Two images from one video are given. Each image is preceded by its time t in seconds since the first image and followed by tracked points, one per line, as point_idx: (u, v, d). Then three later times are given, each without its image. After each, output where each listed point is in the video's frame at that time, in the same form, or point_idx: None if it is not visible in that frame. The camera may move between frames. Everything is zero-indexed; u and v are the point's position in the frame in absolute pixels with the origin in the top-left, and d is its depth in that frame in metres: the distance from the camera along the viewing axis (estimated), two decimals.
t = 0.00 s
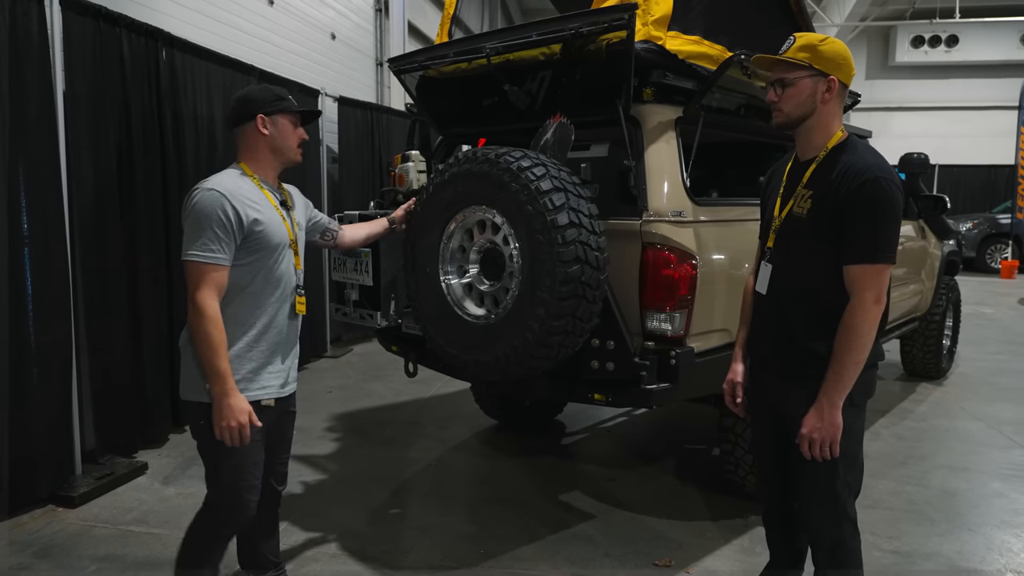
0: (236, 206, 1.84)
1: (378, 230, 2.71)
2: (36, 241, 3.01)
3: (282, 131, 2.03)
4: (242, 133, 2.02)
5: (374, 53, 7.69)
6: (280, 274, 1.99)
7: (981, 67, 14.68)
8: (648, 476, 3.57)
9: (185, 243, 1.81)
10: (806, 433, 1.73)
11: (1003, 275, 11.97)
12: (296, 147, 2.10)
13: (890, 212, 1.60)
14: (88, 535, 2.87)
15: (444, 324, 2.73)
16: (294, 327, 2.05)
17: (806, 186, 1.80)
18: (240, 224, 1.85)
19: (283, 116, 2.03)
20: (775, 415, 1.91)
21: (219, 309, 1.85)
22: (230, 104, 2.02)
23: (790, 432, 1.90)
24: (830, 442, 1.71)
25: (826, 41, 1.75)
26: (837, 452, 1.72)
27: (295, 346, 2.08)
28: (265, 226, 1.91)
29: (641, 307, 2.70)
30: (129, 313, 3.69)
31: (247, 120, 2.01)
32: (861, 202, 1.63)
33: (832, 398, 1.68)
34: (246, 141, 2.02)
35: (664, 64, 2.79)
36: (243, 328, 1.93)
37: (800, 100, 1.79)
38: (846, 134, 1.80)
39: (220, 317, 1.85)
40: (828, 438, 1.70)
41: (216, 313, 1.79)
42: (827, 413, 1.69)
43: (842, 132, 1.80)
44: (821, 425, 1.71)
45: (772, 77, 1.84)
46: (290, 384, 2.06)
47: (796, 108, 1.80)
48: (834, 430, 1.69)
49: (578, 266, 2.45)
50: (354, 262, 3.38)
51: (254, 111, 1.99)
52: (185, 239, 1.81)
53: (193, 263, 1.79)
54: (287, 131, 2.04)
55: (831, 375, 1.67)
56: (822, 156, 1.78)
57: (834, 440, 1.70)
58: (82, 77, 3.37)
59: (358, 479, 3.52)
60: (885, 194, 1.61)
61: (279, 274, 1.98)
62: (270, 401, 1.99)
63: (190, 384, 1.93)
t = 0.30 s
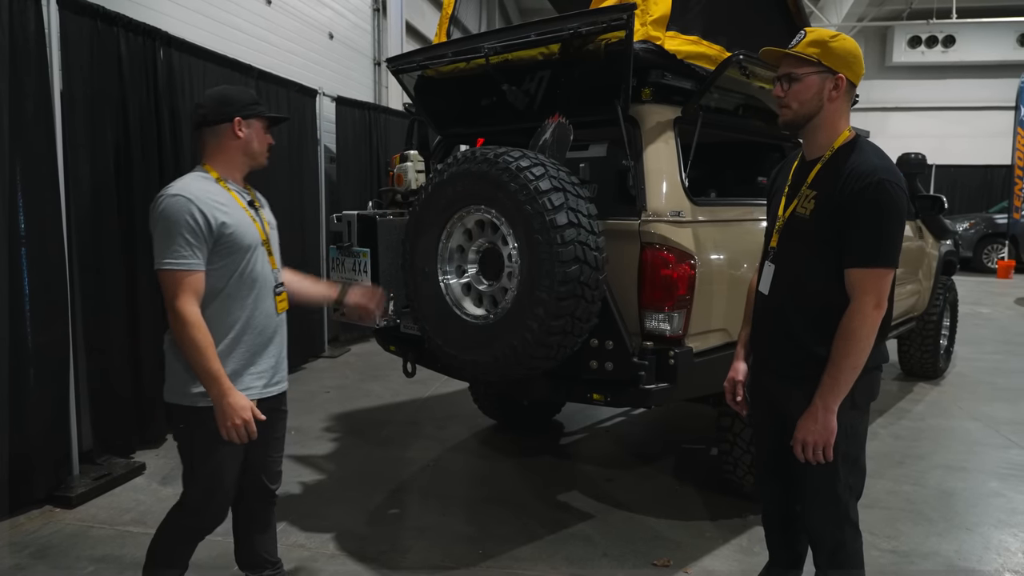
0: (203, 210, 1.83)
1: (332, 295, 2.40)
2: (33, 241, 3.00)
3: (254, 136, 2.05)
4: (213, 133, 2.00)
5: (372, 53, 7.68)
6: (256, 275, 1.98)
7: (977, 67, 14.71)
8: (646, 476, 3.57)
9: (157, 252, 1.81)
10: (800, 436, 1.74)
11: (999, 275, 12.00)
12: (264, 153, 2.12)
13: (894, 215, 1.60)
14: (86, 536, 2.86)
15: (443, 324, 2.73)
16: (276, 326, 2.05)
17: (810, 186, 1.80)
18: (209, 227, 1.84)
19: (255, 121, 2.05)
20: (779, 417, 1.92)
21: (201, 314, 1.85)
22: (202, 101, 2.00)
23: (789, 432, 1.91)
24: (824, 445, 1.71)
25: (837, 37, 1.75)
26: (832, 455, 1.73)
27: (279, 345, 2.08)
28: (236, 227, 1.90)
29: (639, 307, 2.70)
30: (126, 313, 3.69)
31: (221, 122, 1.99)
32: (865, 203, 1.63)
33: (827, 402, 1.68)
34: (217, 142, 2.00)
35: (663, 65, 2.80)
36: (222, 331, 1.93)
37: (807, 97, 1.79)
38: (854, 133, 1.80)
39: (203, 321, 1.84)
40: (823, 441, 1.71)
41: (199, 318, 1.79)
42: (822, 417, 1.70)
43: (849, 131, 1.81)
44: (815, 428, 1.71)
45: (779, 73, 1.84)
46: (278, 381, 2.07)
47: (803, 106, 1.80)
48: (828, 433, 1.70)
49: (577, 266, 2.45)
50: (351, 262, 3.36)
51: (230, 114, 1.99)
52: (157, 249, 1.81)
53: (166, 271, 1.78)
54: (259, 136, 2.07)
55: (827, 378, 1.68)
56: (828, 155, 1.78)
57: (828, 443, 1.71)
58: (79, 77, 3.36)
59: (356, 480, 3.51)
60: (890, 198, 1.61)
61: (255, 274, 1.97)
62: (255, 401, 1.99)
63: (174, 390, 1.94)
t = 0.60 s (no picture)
0: (171, 216, 1.83)
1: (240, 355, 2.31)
2: (32, 242, 2.99)
3: (224, 142, 2.06)
4: (182, 138, 2.01)
5: (371, 53, 7.68)
6: (215, 283, 1.97)
7: (975, 67, 14.74)
8: (646, 476, 3.57)
9: (119, 254, 1.80)
10: (801, 440, 1.75)
11: (997, 275, 12.03)
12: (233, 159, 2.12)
13: (893, 218, 1.60)
14: (85, 537, 2.86)
15: (443, 325, 2.73)
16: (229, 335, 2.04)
17: (813, 187, 1.81)
18: (175, 234, 1.84)
19: (224, 127, 2.06)
20: (781, 419, 1.92)
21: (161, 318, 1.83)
22: (170, 107, 2.01)
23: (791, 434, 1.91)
24: (824, 449, 1.71)
25: (842, 37, 1.75)
26: (832, 460, 1.73)
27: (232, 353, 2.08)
28: (201, 236, 1.91)
29: (639, 307, 2.70)
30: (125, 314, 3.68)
31: (190, 127, 2.00)
32: (866, 205, 1.62)
33: (827, 406, 1.68)
34: (186, 147, 2.01)
35: (663, 66, 2.81)
36: (178, 337, 1.91)
37: (809, 98, 1.79)
38: (858, 134, 1.80)
39: (164, 325, 1.83)
40: (822, 446, 1.71)
41: (160, 322, 1.77)
42: (822, 421, 1.70)
43: (853, 131, 1.81)
44: (815, 432, 1.72)
45: (782, 74, 1.84)
46: (232, 389, 2.07)
47: (805, 107, 1.81)
48: (828, 438, 1.70)
49: (577, 267, 2.45)
50: (351, 263, 3.36)
51: (200, 120, 2.00)
52: (120, 250, 1.80)
53: (129, 275, 1.77)
54: (229, 143, 2.07)
55: (827, 382, 1.68)
56: (832, 155, 1.79)
57: (828, 448, 1.71)
58: (79, 77, 3.36)
59: (356, 480, 3.51)
60: (890, 200, 1.60)
61: (215, 282, 1.97)
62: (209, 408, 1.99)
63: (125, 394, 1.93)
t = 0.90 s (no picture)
0: (165, 216, 1.88)
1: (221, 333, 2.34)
2: (32, 243, 2.99)
3: (195, 138, 2.14)
4: (152, 133, 2.09)
5: (370, 53, 7.67)
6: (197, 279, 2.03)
7: (974, 67, 14.75)
8: (646, 476, 3.57)
9: (118, 257, 1.81)
10: (800, 441, 1.75)
11: (996, 275, 12.04)
12: (204, 154, 2.21)
13: (893, 218, 1.60)
14: (84, 538, 2.85)
15: (443, 325, 2.73)
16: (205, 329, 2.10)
17: (814, 187, 1.80)
18: (169, 233, 1.89)
19: (195, 123, 2.14)
20: (783, 420, 1.92)
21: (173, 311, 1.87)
22: (141, 102, 2.08)
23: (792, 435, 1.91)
24: (823, 450, 1.71)
25: (846, 37, 1.74)
26: (831, 461, 1.73)
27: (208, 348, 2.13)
28: (188, 234, 1.96)
29: (640, 307, 2.70)
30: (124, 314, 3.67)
31: (161, 123, 2.08)
32: (865, 205, 1.62)
33: (826, 407, 1.68)
34: (157, 142, 2.10)
35: (663, 66, 2.81)
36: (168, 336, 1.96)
37: (810, 98, 1.79)
38: (860, 133, 1.80)
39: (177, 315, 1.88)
40: (821, 446, 1.71)
41: (173, 304, 1.83)
42: (821, 422, 1.70)
43: (855, 131, 1.81)
44: (814, 433, 1.71)
45: (785, 73, 1.84)
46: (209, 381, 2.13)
47: (807, 106, 1.81)
48: (827, 439, 1.70)
49: (577, 267, 2.45)
50: (351, 263, 3.36)
51: (171, 116, 2.08)
52: (119, 252, 1.81)
53: (139, 275, 1.80)
54: (199, 138, 2.16)
55: (826, 383, 1.68)
56: (833, 155, 1.79)
57: (827, 449, 1.71)
58: (78, 76, 3.35)
59: (356, 481, 3.50)
60: (891, 199, 1.60)
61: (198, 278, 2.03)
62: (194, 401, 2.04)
63: (108, 395, 1.96)
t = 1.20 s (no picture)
0: (182, 211, 2.12)
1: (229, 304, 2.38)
2: (33, 244, 2.98)
3: (181, 138, 2.25)
4: (141, 135, 2.20)
5: (370, 54, 7.66)
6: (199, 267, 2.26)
7: (974, 69, 14.75)
8: (648, 479, 3.56)
9: (158, 250, 2.02)
10: (801, 441, 1.74)
11: (996, 277, 12.02)
12: (193, 152, 2.32)
13: (896, 217, 1.59)
14: (85, 540, 2.85)
15: (444, 326, 2.72)
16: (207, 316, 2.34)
17: (816, 188, 1.80)
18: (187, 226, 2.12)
19: (181, 123, 2.24)
20: (786, 422, 1.92)
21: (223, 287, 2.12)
22: (128, 104, 2.18)
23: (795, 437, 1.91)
24: (825, 450, 1.70)
25: (850, 39, 1.73)
26: (834, 462, 1.72)
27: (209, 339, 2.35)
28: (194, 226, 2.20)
29: (642, 309, 2.69)
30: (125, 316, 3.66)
31: (147, 126, 2.18)
32: (868, 204, 1.62)
33: (829, 407, 1.67)
34: (145, 144, 2.20)
35: (665, 67, 2.81)
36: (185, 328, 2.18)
37: (813, 99, 1.79)
38: (861, 134, 1.79)
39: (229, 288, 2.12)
40: (824, 447, 1.70)
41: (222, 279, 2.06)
42: (823, 422, 1.69)
43: (856, 132, 1.80)
44: (817, 433, 1.71)
45: (787, 74, 1.84)
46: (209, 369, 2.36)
47: (809, 108, 1.80)
48: (830, 439, 1.69)
49: (580, 268, 2.44)
50: (353, 264, 3.35)
51: (155, 118, 2.17)
52: (158, 248, 2.02)
53: (187, 261, 2.03)
54: (185, 138, 2.26)
55: (829, 383, 1.67)
56: (835, 156, 1.78)
57: (829, 449, 1.70)
58: (79, 78, 3.35)
59: (357, 483, 3.50)
60: (894, 199, 1.59)
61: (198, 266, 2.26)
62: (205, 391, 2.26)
63: (125, 392, 2.13)
